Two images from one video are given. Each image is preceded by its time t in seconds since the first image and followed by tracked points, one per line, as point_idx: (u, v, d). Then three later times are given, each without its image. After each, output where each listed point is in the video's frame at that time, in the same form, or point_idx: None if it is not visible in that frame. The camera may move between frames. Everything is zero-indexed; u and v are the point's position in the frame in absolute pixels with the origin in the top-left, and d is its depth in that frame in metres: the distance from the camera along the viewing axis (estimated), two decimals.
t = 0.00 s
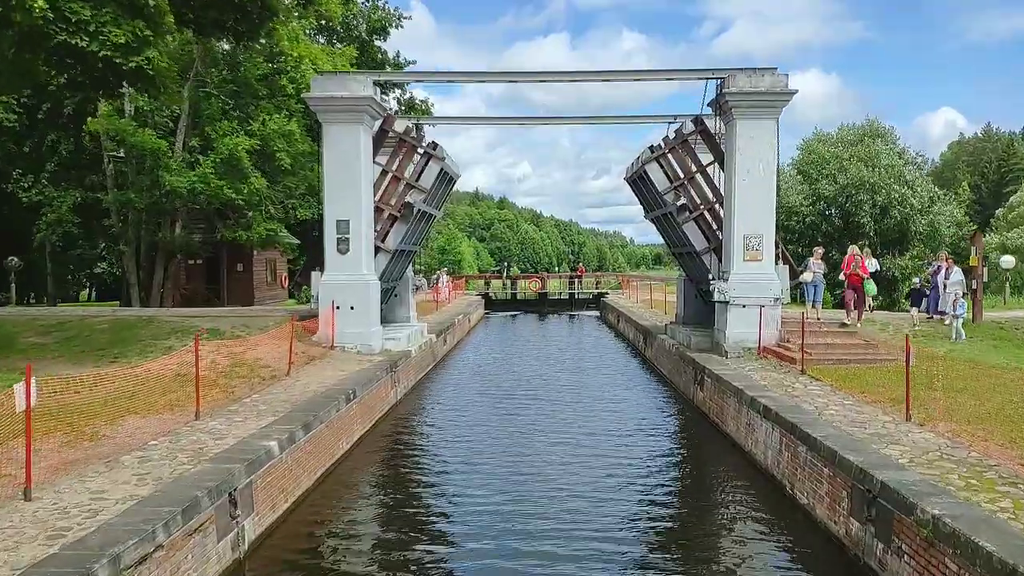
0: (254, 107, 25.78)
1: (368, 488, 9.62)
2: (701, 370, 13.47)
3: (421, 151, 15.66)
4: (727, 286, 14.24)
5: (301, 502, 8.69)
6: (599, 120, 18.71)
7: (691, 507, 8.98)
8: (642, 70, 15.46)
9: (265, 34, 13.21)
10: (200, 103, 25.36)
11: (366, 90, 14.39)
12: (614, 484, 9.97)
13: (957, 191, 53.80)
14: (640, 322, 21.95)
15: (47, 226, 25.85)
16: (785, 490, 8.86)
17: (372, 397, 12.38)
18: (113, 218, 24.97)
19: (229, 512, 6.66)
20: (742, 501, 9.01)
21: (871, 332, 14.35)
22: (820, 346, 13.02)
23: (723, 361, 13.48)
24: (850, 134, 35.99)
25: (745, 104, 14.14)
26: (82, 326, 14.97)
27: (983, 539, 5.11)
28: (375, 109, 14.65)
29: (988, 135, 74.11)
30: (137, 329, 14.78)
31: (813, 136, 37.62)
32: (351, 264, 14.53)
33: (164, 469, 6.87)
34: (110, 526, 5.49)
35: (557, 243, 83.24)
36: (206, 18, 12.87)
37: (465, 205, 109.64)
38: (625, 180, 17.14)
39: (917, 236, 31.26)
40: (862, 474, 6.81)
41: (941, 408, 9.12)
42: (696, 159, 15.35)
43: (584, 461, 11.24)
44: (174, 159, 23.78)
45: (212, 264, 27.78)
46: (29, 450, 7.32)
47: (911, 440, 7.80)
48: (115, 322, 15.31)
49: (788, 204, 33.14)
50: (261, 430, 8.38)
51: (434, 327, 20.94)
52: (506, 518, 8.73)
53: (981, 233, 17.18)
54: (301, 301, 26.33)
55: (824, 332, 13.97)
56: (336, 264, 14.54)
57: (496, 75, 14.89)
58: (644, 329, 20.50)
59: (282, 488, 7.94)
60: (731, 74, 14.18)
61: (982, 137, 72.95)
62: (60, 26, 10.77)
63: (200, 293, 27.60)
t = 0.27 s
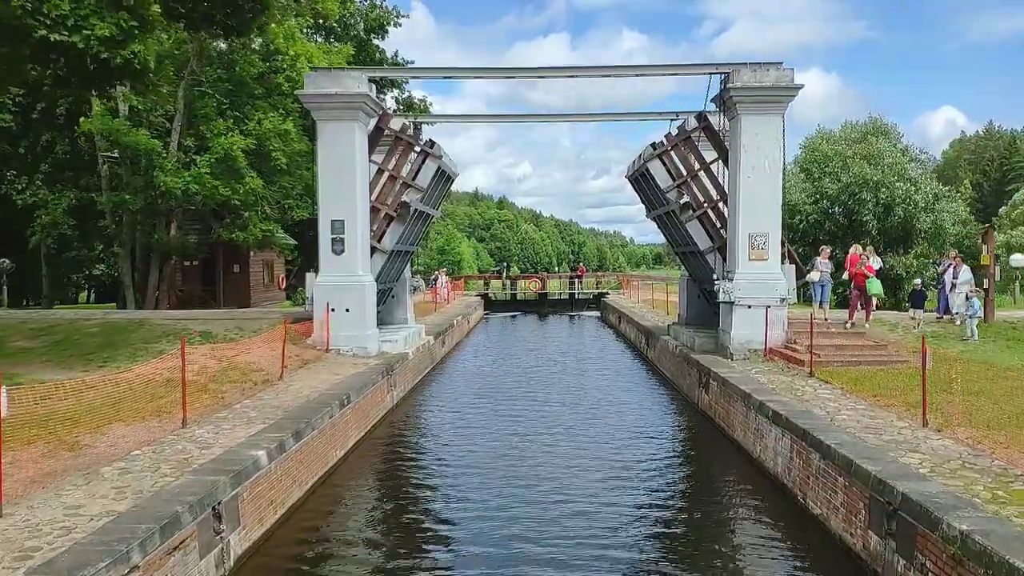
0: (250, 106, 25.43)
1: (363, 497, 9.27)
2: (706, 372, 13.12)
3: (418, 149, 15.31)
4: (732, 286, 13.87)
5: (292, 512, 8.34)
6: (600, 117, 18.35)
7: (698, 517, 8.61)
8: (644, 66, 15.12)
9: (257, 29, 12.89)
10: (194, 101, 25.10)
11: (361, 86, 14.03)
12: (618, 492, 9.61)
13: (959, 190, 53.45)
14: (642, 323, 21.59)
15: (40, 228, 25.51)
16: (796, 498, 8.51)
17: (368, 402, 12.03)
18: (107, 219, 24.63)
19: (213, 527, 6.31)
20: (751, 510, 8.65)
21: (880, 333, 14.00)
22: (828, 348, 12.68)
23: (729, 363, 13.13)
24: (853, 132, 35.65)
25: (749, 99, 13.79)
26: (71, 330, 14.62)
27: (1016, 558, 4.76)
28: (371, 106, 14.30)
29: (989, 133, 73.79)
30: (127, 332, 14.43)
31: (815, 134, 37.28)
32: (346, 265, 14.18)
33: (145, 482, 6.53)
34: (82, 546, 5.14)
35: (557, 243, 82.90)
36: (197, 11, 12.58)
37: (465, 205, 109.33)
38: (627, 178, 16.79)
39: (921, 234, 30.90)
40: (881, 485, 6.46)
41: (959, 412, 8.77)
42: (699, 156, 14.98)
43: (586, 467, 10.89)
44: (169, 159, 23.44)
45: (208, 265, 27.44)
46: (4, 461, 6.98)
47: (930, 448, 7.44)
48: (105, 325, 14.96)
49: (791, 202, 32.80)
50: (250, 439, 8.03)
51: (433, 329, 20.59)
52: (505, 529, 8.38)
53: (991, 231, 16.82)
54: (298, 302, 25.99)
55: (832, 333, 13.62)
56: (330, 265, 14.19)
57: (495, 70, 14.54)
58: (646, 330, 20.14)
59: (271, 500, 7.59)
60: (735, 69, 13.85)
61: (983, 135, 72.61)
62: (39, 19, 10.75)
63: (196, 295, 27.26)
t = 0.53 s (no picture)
0: (247, 103, 25.09)
1: (354, 505, 8.93)
2: (709, 377, 12.77)
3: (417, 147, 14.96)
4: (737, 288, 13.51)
5: (280, 522, 7.99)
6: (602, 116, 18.01)
7: (703, 527, 8.26)
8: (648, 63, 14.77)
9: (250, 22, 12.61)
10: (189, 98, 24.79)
11: (358, 81, 13.70)
12: (619, 501, 9.26)
13: (961, 193, 53.07)
14: (643, 325, 21.27)
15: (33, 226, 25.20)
16: (805, 511, 8.15)
17: (362, 405, 11.68)
18: (100, 216, 24.28)
19: (190, 542, 5.96)
20: (759, 522, 8.28)
21: (889, 338, 13.64)
22: (834, 352, 12.34)
23: (733, 368, 12.78)
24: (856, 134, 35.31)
25: (755, 97, 13.45)
26: (59, 329, 14.27)
27: None
28: (368, 102, 13.96)
29: (990, 136, 73.43)
30: (116, 333, 14.08)
31: (819, 136, 36.92)
32: (341, 265, 13.82)
33: (120, 493, 6.19)
34: (45, 565, 4.80)
35: (557, 244, 82.53)
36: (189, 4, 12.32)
37: (465, 205, 108.98)
38: (629, 178, 16.45)
39: (925, 237, 30.52)
40: (896, 500, 6.12)
41: (974, 422, 8.41)
42: (704, 156, 14.63)
43: (586, 474, 10.54)
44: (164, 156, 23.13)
45: (203, 264, 27.09)
46: None
47: (947, 460, 7.09)
48: (94, 325, 14.61)
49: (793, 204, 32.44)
50: (234, 446, 7.68)
51: (430, 330, 20.25)
52: (501, 541, 8.03)
53: (1000, 234, 16.47)
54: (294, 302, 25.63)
55: (838, 338, 13.27)
56: (325, 264, 13.83)
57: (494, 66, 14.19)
58: (647, 332, 19.78)
59: (255, 510, 7.24)
60: (741, 67, 13.52)
61: (984, 139, 72.25)
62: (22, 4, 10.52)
63: (191, 294, 26.91)
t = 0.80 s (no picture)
0: (243, 101, 24.74)
1: (346, 514, 8.57)
2: (714, 380, 12.41)
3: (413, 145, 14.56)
4: (742, 289, 13.15)
5: (267, 533, 7.63)
6: (604, 113, 17.65)
7: (710, 538, 7.91)
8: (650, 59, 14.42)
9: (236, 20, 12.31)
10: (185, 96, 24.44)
11: (353, 77, 13.35)
12: (622, 510, 8.91)
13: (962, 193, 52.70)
14: (645, 326, 20.91)
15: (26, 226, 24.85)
16: (817, 522, 7.79)
17: (356, 410, 11.33)
18: (94, 216, 23.93)
19: (167, 560, 5.61)
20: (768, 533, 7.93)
21: (898, 340, 13.28)
22: (842, 355, 11.99)
23: (738, 371, 12.43)
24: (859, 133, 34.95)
25: (760, 93, 13.09)
26: (47, 331, 13.92)
27: None
28: (363, 98, 13.62)
29: (991, 137, 73.08)
30: (105, 334, 13.73)
31: (821, 135, 36.55)
32: (336, 265, 13.46)
33: (93, 508, 5.84)
34: None
35: (556, 245, 82.16)
36: None
37: (464, 205, 108.59)
38: (630, 176, 16.09)
39: (928, 238, 30.17)
40: (917, 515, 5.77)
41: (993, 429, 8.05)
42: (708, 153, 14.25)
43: (587, 481, 10.19)
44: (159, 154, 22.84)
45: (199, 264, 26.75)
46: None
47: (968, 472, 6.74)
48: (83, 327, 14.26)
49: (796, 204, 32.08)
50: (219, 455, 7.33)
51: (428, 331, 19.90)
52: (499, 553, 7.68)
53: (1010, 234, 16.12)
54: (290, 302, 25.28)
55: (846, 340, 12.92)
56: (319, 264, 13.47)
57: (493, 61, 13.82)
58: (649, 334, 19.42)
59: (240, 523, 6.89)
60: (746, 62, 13.15)
61: (985, 139, 71.91)
62: None
63: (186, 295, 26.56)
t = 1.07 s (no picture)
0: (239, 100, 24.38)
1: (341, 526, 8.21)
2: (719, 384, 12.06)
3: (410, 144, 14.22)
4: (747, 291, 12.80)
5: (256, 548, 7.29)
6: (605, 112, 17.32)
7: (719, 551, 7.56)
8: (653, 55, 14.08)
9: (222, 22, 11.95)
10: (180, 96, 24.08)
11: (347, 74, 12.99)
12: (627, 521, 8.56)
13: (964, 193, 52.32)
14: (647, 328, 20.56)
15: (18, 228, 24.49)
16: (830, 535, 7.44)
17: (352, 416, 10.99)
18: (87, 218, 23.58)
19: None
20: (780, 546, 7.59)
21: (908, 342, 12.94)
22: (851, 359, 11.64)
23: (744, 375, 12.07)
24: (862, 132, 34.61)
25: (765, 90, 12.75)
26: (35, 336, 13.58)
27: None
28: (359, 96, 13.26)
29: (992, 136, 72.73)
30: (95, 339, 13.39)
31: (823, 134, 36.21)
32: (331, 267, 13.11)
33: (67, 526, 5.50)
34: None
35: (556, 246, 81.79)
36: None
37: (464, 206, 108.22)
38: (632, 175, 15.77)
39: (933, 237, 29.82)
40: (943, 531, 5.43)
41: (1015, 437, 7.72)
42: (711, 151, 13.89)
43: (591, 490, 9.84)
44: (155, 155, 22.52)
45: (195, 266, 26.39)
46: None
47: (993, 483, 6.40)
48: (73, 331, 13.92)
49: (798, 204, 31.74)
50: (204, 467, 6.99)
51: (426, 334, 19.56)
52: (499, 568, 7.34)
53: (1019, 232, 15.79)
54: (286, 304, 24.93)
55: (856, 342, 12.57)
56: (313, 265, 13.11)
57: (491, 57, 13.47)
58: (652, 336, 19.08)
59: (226, 539, 6.54)
60: (750, 58, 12.81)
61: (985, 138, 71.57)
62: None
63: (182, 298, 26.18)
